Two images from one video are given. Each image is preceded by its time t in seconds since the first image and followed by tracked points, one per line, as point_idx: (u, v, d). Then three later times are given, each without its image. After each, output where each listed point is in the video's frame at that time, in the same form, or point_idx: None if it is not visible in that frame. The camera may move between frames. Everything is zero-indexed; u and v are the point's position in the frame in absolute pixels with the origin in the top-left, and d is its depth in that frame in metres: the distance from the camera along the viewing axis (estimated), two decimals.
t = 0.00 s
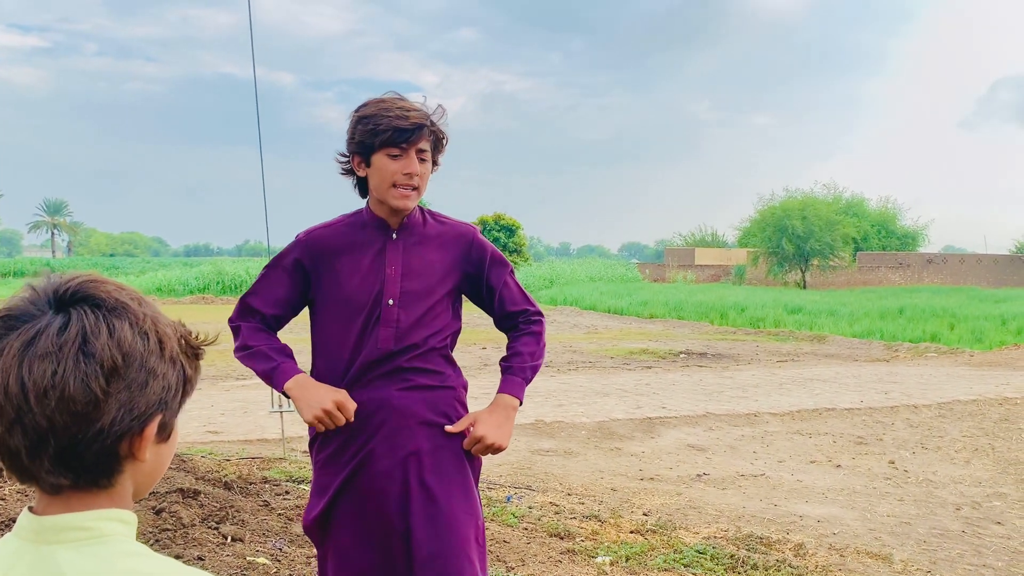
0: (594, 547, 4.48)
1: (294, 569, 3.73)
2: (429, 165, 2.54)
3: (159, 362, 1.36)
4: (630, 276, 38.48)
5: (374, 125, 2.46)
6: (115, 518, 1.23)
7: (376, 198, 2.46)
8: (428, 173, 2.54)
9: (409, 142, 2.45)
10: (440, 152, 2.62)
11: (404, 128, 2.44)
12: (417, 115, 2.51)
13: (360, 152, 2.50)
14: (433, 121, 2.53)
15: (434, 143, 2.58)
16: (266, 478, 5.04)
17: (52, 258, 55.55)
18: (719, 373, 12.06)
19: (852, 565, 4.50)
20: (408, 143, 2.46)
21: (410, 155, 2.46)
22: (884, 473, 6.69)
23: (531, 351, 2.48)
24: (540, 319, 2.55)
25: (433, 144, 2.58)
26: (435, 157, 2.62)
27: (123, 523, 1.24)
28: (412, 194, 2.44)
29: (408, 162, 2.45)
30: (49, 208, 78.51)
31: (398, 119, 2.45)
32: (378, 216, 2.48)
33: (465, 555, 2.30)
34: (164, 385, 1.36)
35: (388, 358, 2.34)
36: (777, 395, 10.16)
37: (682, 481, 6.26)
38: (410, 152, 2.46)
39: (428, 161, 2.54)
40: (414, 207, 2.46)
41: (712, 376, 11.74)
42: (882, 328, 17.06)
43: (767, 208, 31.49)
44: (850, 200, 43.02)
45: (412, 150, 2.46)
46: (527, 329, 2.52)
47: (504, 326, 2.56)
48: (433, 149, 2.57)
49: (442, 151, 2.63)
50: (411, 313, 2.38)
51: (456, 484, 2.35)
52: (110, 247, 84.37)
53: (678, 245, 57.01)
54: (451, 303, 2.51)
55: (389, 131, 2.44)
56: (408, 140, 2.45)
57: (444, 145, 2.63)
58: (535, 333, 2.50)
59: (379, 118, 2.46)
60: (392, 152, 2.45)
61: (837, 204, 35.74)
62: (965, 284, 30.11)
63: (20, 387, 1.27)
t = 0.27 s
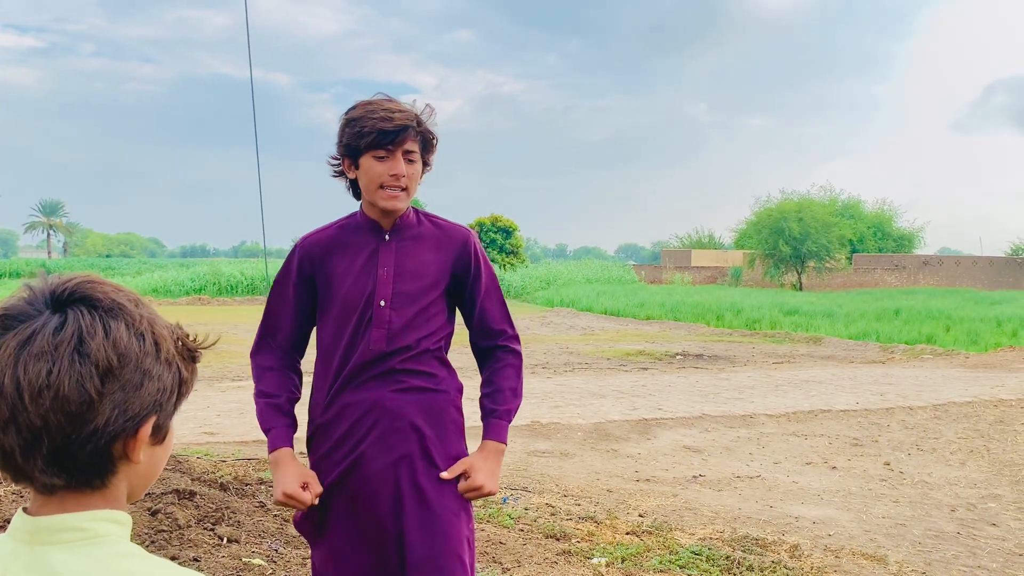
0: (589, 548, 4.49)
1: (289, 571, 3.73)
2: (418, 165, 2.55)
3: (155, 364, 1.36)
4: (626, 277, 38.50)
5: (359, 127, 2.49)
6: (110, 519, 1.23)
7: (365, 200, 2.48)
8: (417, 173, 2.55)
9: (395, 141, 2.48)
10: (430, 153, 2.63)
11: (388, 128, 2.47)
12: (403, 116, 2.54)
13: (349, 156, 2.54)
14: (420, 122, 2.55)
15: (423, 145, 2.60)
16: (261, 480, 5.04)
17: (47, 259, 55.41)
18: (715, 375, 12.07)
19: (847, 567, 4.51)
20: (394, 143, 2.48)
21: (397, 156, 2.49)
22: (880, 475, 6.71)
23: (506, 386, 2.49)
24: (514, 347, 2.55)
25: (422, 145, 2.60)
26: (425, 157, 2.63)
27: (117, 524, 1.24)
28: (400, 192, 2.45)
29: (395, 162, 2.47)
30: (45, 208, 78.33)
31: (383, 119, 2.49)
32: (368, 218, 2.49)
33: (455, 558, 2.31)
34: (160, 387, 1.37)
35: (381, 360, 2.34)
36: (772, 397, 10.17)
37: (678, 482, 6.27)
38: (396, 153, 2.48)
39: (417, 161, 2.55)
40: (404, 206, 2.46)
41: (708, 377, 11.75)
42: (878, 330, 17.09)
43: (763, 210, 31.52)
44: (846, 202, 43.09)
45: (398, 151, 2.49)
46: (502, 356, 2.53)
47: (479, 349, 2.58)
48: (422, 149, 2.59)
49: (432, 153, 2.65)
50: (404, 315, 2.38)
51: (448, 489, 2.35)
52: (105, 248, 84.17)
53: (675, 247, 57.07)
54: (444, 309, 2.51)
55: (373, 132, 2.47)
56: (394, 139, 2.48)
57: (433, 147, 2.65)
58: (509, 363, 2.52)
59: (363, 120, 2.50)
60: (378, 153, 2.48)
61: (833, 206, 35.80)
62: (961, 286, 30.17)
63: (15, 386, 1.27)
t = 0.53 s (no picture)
0: (586, 550, 4.49)
1: (286, 572, 3.73)
2: (407, 164, 2.56)
3: (156, 367, 1.36)
4: (623, 279, 38.52)
5: (345, 131, 2.51)
6: (110, 522, 1.23)
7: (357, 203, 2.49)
8: (408, 173, 2.55)
9: (380, 141, 2.49)
10: (420, 151, 2.63)
11: (374, 128, 2.48)
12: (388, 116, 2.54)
13: (340, 160, 2.55)
14: (407, 121, 2.55)
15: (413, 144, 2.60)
16: (258, 481, 5.03)
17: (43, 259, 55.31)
18: (712, 377, 12.08)
19: (843, 569, 4.52)
20: (380, 144, 2.49)
21: (384, 156, 2.49)
22: (876, 477, 6.72)
23: (500, 388, 2.49)
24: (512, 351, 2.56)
25: (412, 144, 2.60)
26: (416, 156, 2.63)
27: (116, 527, 1.24)
28: (390, 193, 2.45)
29: (382, 162, 2.48)
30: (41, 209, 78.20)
31: (368, 120, 2.50)
32: (361, 221, 2.50)
33: (448, 559, 2.30)
34: (160, 389, 1.37)
35: (376, 362, 2.35)
36: (769, 399, 10.18)
37: (674, 484, 6.27)
38: (383, 153, 2.49)
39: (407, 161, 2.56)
40: (395, 206, 2.46)
41: (704, 379, 11.75)
42: (874, 332, 17.12)
43: (760, 212, 31.55)
44: (843, 204, 43.17)
45: (386, 151, 2.49)
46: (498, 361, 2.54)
47: (475, 351, 2.58)
48: (411, 148, 2.59)
49: (422, 151, 2.65)
50: (399, 317, 2.39)
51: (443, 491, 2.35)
52: (102, 249, 84.03)
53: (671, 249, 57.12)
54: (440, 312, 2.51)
55: (359, 134, 2.48)
56: (380, 139, 2.48)
57: (423, 145, 2.65)
58: (505, 366, 2.53)
59: (349, 123, 2.51)
60: (366, 155, 2.49)
61: (830, 209, 35.87)
62: (957, 289, 30.22)
63: (15, 388, 1.27)
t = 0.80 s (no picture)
0: (583, 551, 4.49)
1: (283, 573, 3.73)
2: (402, 163, 2.56)
3: (152, 366, 1.36)
4: (621, 280, 38.53)
5: (338, 134, 2.51)
6: (106, 523, 1.23)
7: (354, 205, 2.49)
8: (404, 172, 2.56)
9: (374, 142, 2.49)
10: (414, 150, 2.64)
11: (367, 129, 2.48)
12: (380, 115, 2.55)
13: (334, 164, 2.55)
14: (400, 120, 2.55)
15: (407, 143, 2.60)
16: (255, 482, 5.03)
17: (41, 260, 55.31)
18: (709, 378, 12.08)
19: (840, 570, 4.52)
20: (374, 144, 2.49)
21: (379, 157, 2.50)
22: (873, 478, 6.72)
23: (492, 393, 2.49)
24: (502, 353, 2.57)
25: (405, 143, 2.60)
26: (411, 155, 2.64)
27: (111, 528, 1.24)
28: (388, 193, 2.45)
29: (378, 163, 2.48)
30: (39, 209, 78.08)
31: (360, 122, 2.50)
32: (359, 223, 2.50)
33: (447, 561, 2.30)
34: (156, 389, 1.37)
35: (375, 363, 2.34)
36: (767, 400, 10.18)
37: (672, 485, 6.28)
38: (378, 154, 2.50)
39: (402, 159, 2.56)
40: (394, 205, 2.46)
41: (702, 380, 11.76)
42: (872, 333, 17.13)
43: (758, 214, 31.57)
44: (841, 205, 43.20)
45: (380, 151, 2.50)
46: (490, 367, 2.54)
47: (468, 354, 2.58)
48: (405, 147, 2.59)
49: (417, 149, 2.65)
50: (399, 318, 2.39)
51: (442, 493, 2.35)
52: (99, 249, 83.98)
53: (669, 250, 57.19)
54: (439, 314, 2.50)
55: (353, 136, 2.48)
56: (374, 141, 2.49)
57: (417, 143, 2.65)
58: (497, 370, 2.53)
59: (342, 126, 2.51)
60: (361, 156, 2.49)
61: (828, 210, 35.87)
62: (954, 291, 30.25)
63: (11, 389, 1.26)
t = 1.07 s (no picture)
0: (582, 552, 4.49)
1: (282, 572, 3.73)
2: (405, 164, 2.56)
3: (144, 366, 1.36)
4: (620, 280, 38.55)
5: (343, 136, 2.49)
6: (99, 524, 1.24)
7: (358, 207, 2.48)
8: (407, 173, 2.56)
9: (378, 144, 2.48)
10: (415, 151, 2.64)
11: (371, 131, 2.47)
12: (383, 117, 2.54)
13: (336, 166, 2.54)
14: (402, 121, 2.55)
15: (408, 144, 2.60)
16: (254, 482, 5.03)
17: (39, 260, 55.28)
18: (708, 379, 12.09)
19: (838, 571, 4.53)
20: (379, 147, 2.48)
21: (384, 159, 2.49)
22: (872, 479, 6.73)
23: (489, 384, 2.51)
24: (497, 350, 2.59)
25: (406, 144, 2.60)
26: (411, 156, 2.64)
27: (105, 529, 1.25)
28: (392, 195, 2.45)
29: (382, 165, 2.48)
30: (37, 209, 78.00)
31: (364, 123, 2.48)
32: (362, 225, 2.49)
33: (449, 559, 2.31)
34: (148, 389, 1.37)
35: (377, 362, 2.35)
36: (765, 401, 10.19)
37: (670, 486, 6.28)
38: (382, 156, 2.49)
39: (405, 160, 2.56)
40: (397, 208, 2.47)
41: (700, 381, 11.76)
42: (870, 334, 17.15)
43: (757, 214, 31.57)
44: (840, 206, 43.23)
45: (384, 153, 2.49)
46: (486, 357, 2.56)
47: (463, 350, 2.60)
48: (407, 148, 2.59)
49: (417, 150, 2.65)
50: (399, 316, 2.40)
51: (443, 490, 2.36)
52: (98, 249, 83.92)
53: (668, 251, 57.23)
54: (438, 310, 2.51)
55: (358, 139, 2.47)
56: (379, 143, 2.48)
57: (417, 143, 2.65)
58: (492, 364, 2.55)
59: (346, 129, 2.50)
60: (365, 159, 2.48)
61: (826, 211, 35.88)
62: (953, 292, 30.27)
63: (3, 390, 1.27)
